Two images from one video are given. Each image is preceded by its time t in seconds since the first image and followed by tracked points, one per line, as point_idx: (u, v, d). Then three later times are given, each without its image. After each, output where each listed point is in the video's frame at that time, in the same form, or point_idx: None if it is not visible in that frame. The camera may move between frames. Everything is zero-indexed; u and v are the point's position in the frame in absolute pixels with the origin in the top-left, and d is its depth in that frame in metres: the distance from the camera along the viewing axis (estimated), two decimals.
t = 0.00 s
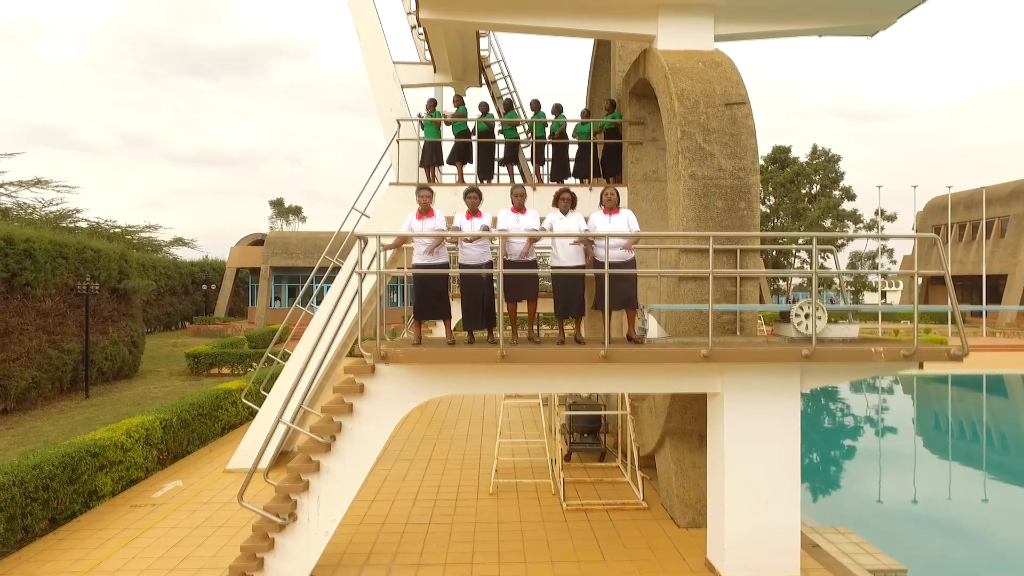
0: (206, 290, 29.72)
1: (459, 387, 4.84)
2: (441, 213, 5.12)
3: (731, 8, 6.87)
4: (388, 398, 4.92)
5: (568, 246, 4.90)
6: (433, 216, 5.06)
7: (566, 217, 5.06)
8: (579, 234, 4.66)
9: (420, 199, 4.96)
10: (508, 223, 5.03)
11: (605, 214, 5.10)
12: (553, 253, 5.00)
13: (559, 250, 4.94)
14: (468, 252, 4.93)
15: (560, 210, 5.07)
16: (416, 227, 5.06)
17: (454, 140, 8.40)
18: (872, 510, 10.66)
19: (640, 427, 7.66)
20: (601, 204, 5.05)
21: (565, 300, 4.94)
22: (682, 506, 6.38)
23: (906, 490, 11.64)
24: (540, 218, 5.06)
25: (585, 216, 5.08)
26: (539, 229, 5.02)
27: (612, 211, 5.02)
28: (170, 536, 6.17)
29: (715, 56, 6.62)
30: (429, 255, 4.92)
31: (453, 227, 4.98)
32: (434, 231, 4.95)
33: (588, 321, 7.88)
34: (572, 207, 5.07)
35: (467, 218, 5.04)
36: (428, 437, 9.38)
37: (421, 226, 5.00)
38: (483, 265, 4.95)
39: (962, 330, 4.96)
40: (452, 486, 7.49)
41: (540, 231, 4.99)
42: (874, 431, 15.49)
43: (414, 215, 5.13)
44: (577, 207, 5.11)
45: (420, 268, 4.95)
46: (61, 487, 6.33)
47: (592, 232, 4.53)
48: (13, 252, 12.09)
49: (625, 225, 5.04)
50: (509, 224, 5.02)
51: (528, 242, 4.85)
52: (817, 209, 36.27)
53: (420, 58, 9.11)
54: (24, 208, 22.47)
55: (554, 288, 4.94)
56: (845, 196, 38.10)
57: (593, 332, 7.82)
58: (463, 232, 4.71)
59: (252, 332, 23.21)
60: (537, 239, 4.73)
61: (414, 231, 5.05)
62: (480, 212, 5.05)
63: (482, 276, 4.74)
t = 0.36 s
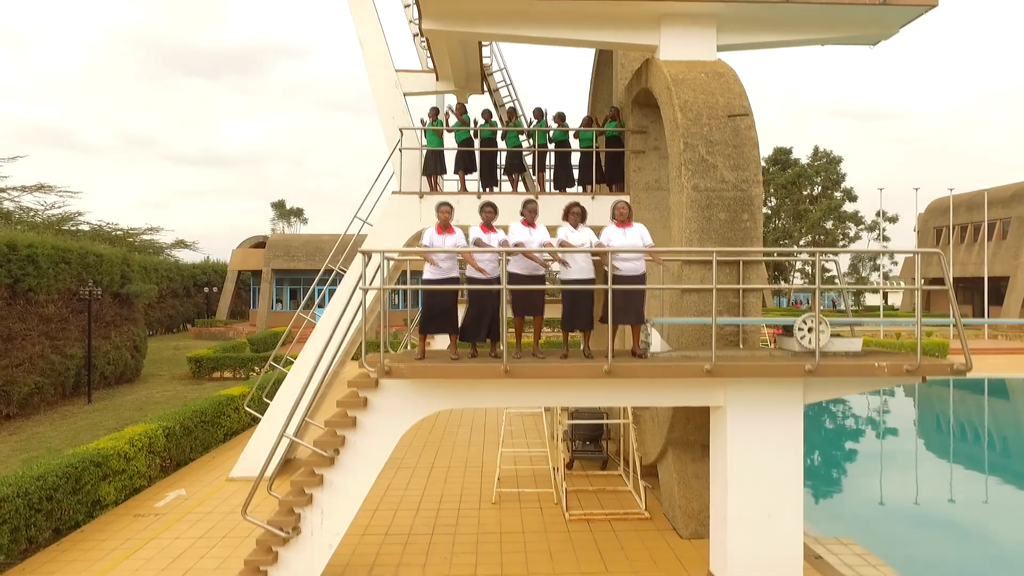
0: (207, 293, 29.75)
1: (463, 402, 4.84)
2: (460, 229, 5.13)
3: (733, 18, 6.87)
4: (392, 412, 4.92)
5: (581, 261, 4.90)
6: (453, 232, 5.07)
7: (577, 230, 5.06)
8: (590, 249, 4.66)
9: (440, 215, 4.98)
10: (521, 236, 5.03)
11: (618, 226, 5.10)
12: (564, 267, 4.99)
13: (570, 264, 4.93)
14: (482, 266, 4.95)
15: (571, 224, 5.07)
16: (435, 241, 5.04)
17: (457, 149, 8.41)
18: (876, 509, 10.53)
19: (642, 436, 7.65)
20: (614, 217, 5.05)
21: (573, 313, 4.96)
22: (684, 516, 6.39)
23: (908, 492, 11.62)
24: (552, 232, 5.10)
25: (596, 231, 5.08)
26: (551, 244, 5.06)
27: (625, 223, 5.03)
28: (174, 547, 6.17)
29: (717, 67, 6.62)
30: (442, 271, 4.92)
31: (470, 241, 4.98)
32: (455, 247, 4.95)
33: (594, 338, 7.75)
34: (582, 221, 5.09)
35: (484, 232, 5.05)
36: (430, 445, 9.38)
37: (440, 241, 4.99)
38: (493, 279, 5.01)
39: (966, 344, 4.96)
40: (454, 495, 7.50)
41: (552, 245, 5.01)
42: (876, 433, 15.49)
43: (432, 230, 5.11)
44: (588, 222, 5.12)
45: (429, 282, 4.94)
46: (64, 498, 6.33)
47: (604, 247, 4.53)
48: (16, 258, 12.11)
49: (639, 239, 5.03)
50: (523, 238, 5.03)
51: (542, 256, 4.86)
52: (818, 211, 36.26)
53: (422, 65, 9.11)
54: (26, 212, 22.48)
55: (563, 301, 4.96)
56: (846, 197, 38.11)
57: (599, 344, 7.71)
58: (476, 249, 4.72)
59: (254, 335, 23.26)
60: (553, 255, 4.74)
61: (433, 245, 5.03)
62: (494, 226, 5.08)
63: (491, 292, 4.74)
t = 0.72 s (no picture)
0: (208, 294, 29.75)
1: (466, 413, 4.83)
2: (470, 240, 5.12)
3: (735, 24, 6.86)
4: (394, 422, 4.90)
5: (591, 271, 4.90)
6: (463, 242, 5.06)
7: (586, 241, 5.04)
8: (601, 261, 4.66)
9: (450, 225, 4.97)
10: (531, 247, 5.02)
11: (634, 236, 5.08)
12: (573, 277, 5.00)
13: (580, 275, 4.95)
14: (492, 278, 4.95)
15: (581, 234, 5.05)
16: (446, 252, 5.02)
17: (459, 155, 8.41)
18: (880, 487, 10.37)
19: (644, 442, 7.65)
20: (628, 225, 5.04)
21: (578, 323, 4.94)
22: (687, 524, 6.38)
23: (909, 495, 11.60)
24: (561, 243, 5.09)
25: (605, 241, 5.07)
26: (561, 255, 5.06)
27: (641, 233, 5.02)
28: (177, 555, 6.16)
29: (720, 74, 6.61)
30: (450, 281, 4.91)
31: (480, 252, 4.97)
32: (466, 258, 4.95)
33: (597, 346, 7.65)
34: (591, 231, 5.08)
35: (493, 242, 5.04)
36: (432, 450, 9.37)
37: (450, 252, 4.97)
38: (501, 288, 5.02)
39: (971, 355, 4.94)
40: (456, 502, 7.49)
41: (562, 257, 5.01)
42: (877, 435, 15.49)
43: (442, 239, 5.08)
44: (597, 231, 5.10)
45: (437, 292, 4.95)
46: (67, 506, 6.33)
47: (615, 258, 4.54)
48: (17, 262, 12.11)
49: (653, 249, 5.03)
50: (533, 249, 5.02)
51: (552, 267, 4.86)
52: (819, 212, 36.25)
53: (424, 71, 9.11)
54: (26, 214, 22.49)
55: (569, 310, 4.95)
56: (847, 198, 38.10)
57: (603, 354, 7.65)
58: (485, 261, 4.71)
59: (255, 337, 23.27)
60: (565, 267, 4.74)
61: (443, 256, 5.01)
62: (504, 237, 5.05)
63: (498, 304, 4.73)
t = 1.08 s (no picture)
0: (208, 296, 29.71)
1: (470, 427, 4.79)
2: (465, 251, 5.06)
3: (740, 31, 6.83)
4: (399, 436, 4.86)
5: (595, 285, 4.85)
6: (459, 254, 5.01)
7: (589, 254, 5.01)
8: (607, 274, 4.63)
9: (446, 237, 4.93)
10: (533, 258, 5.01)
11: (640, 247, 5.01)
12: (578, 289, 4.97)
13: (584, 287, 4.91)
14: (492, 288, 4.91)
15: (584, 246, 5.02)
16: (440, 264, 4.98)
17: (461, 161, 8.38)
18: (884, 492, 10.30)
19: (648, 451, 7.61)
20: (634, 236, 4.99)
21: (582, 335, 4.92)
22: (692, 535, 6.34)
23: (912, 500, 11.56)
24: (565, 255, 5.06)
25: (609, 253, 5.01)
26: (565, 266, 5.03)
27: (646, 244, 4.96)
28: (179, 567, 6.12)
29: (724, 81, 6.57)
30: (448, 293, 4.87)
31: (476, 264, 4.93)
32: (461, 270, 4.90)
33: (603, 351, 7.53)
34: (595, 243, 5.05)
35: (490, 253, 5.00)
36: (434, 458, 9.32)
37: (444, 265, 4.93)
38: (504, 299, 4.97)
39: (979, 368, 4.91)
40: (459, 511, 7.44)
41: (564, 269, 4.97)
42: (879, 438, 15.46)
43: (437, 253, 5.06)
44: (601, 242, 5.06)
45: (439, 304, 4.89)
46: (68, 517, 6.29)
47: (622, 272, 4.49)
48: (17, 266, 12.07)
49: (658, 261, 4.98)
50: (535, 261, 5.00)
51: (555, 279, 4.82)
52: (820, 213, 36.22)
53: (427, 76, 9.08)
54: (26, 217, 22.44)
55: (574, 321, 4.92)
56: (848, 199, 38.07)
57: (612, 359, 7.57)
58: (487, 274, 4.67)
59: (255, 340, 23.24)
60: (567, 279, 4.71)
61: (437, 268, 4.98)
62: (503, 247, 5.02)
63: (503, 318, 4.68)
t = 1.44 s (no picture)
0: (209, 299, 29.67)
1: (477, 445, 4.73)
2: (453, 267, 5.01)
3: (747, 40, 6.77)
4: (403, 452, 4.80)
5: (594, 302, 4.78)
6: (447, 271, 4.97)
7: (587, 270, 4.97)
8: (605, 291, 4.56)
9: (432, 255, 4.87)
10: (529, 275, 4.95)
11: (637, 261, 4.96)
12: (575, 306, 4.88)
13: (581, 304, 4.83)
14: (489, 305, 4.82)
15: (582, 261, 4.95)
16: (429, 284, 4.97)
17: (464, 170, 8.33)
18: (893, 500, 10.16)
19: (653, 463, 7.56)
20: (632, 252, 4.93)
21: (584, 352, 4.85)
22: (700, 549, 6.29)
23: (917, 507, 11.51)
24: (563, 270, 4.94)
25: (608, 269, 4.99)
26: (562, 283, 4.91)
27: (644, 259, 4.90)
28: None
29: (731, 91, 6.53)
30: (446, 310, 4.81)
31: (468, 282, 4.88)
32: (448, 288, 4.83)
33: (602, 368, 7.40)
34: (593, 259, 5.02)
35: (483, 269, 4.93)
36: (437, 467, 9.28)
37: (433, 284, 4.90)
38: (503, 315, 4.86)
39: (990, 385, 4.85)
40: (463, 523, 7.39)
41: (561, 285, 4.89)
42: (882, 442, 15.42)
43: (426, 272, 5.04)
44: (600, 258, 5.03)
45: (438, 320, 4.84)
46: (69, 531, 6.23)
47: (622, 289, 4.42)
48: (18, 273, 12.01)
49: (657, 275, 4.89)
50: (532, 277, 4.92)
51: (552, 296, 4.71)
52: (822, 215, 36.19)
53: (430, 84, 9.03)
54: (27, 220, 22.39)
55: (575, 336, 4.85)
56: (849, 201, 38.02)
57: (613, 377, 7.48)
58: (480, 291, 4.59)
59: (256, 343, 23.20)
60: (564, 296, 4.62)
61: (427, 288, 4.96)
62: (497, 263, 4.93)
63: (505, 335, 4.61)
